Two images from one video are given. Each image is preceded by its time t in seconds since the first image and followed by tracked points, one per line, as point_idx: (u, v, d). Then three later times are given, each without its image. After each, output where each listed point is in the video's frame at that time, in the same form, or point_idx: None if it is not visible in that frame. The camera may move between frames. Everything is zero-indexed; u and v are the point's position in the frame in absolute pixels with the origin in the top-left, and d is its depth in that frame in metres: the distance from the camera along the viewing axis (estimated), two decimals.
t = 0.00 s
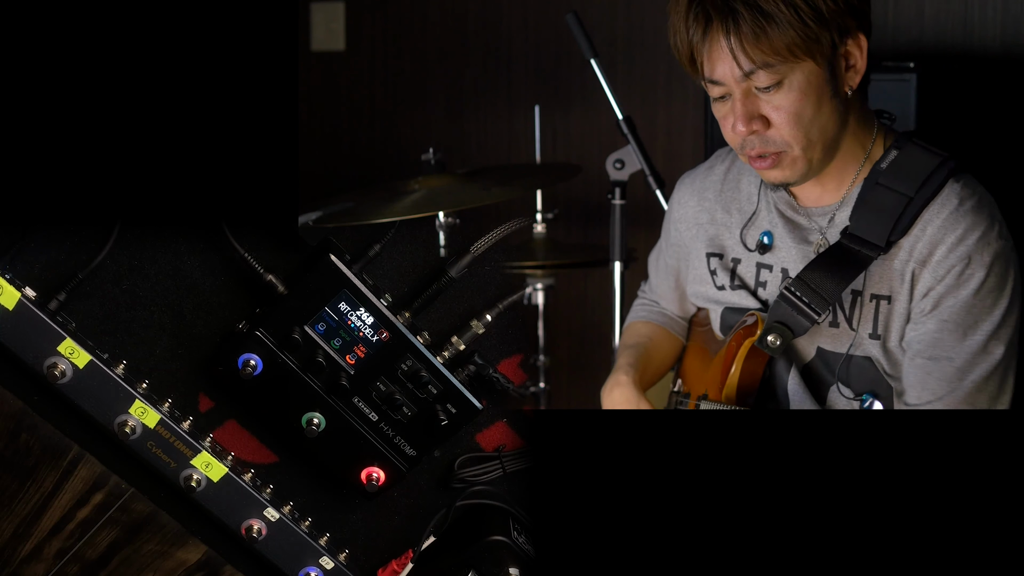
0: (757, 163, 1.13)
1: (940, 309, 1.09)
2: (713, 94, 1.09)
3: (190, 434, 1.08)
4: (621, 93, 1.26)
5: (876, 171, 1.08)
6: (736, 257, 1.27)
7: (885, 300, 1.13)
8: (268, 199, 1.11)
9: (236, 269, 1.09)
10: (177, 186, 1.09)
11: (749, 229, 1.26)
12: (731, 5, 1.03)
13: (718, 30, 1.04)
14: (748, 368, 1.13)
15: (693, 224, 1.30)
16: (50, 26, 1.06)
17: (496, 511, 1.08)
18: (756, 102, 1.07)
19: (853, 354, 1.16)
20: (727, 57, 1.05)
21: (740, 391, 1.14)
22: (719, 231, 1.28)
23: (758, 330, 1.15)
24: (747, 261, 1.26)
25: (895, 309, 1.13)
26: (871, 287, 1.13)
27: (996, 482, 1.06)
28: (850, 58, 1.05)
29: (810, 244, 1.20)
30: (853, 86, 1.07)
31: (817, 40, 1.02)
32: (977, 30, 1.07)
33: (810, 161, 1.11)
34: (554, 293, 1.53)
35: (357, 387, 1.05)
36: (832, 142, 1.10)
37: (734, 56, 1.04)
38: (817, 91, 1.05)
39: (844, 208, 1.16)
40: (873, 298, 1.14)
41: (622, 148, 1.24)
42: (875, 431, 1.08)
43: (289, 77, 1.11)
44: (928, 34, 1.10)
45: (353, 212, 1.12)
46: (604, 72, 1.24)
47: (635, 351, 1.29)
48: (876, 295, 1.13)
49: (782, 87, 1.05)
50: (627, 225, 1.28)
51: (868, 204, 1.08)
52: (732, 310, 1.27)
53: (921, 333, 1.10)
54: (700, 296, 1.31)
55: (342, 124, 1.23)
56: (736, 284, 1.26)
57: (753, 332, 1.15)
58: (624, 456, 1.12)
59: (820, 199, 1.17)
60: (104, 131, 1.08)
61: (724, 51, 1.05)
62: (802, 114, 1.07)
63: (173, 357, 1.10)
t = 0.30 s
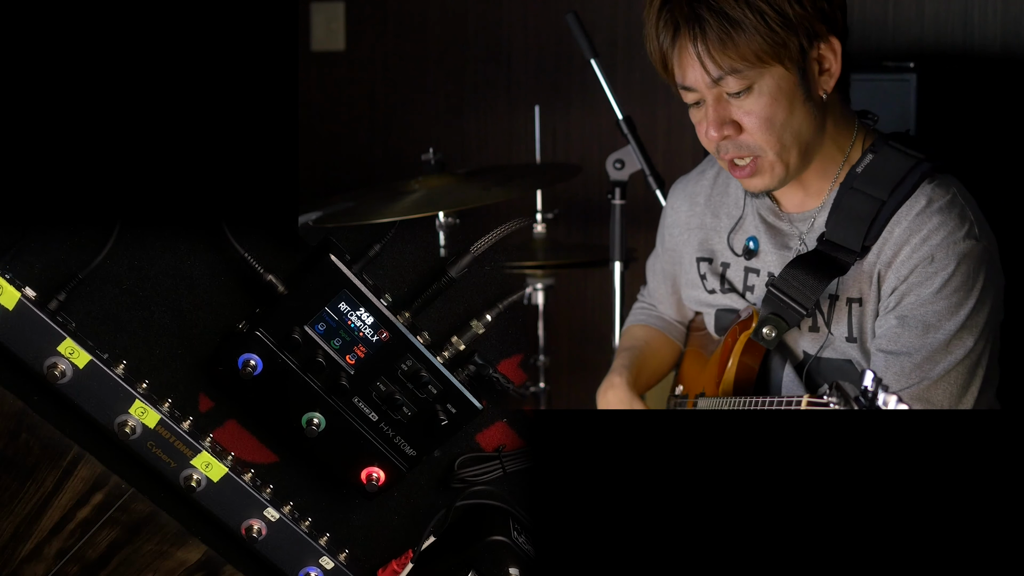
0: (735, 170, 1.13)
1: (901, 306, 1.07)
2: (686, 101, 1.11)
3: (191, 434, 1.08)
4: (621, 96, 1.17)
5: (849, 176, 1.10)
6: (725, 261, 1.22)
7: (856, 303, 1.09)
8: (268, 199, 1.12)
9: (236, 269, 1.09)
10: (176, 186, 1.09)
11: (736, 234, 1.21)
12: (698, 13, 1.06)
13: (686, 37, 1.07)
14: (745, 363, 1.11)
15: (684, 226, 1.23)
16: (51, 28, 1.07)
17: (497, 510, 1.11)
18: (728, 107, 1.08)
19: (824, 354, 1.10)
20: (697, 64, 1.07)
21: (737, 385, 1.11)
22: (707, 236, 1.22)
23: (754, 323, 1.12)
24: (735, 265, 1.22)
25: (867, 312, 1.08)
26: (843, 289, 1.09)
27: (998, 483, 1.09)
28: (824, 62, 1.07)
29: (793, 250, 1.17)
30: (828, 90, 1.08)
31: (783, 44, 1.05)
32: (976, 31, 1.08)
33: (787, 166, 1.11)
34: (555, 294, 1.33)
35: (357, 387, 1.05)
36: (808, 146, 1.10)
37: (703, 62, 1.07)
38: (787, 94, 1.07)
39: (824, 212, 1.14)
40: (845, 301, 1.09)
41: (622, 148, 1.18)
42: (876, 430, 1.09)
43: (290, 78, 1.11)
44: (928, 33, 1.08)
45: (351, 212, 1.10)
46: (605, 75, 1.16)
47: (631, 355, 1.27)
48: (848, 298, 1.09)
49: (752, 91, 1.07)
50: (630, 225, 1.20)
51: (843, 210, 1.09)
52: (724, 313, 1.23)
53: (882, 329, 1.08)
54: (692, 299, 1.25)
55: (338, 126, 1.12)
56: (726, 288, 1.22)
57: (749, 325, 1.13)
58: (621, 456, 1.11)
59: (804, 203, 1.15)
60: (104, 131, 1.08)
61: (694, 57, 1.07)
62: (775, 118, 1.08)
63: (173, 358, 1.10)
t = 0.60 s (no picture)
0: (730, 169, 1.13)
1: (912, 312, 1.07)
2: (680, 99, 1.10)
3: (190, 434, 1.08)
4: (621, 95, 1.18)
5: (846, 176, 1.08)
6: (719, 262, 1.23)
7: (858, 305, 1.09)
8: (269, 198, 1.12)
9: (237, 269, 1.09)
10: (176, 186, 1.10)
11: (729, 235, 1.22)
12: (693, 10, 1.05)
13: (681, 34, 1.06)
14: (737, 365, 1.11)
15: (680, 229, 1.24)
16: (51, 28, 1.07)
17: (496, 511, 1.11)
18: (722, 105, 1.08)
19: (824, 355, 1.11)
20: (691, 61, 1.06)
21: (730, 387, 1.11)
22: (701, 237, 1.23)
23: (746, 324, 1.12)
24: (730, 267, 1.22)
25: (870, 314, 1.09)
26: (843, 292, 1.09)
27: (997, 481, 1.09)
28: (817, 60, 1.07)
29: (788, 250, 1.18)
30: (822, 87, 1.08)
31: (778, 42, 1.05)
32: (976, 31, 1.07)
33: (781, 164, 1.12)
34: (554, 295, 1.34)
35: (357, 387, 1.05)
36: (802, 144, 1.11)
37: (698, 59, 1.06)
38: (781, 92, 1.07)
39: (818, 212, 1.14)
40: (846, 304, 1.09)
41: (622, 148, 1.17)
42: (874, 430, 1.09)
43: (290, 79, 1.11)
44: (928, 33, 1.08)
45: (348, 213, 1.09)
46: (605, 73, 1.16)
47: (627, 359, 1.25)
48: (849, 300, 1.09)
49: (747, 88, 1.07)
50: (628, 225, 1.20)
51: (839, 211, 1.08)
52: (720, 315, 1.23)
53: (896, 337, 1.07)
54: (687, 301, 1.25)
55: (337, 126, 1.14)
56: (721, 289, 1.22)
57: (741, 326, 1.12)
58: (621, 456, 1.10)
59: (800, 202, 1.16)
60: (104, 131, 1.08)
61: (689, 54, 1.06)
62: (769, 116, 1.08)
63: (173, 357, 1.10)
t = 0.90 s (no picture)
0: (731, 171, 1.14)
1: (925, 313, 1.08)
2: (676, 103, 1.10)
3: (191, 434, 1.08)
4: (620, 94, 1.23)
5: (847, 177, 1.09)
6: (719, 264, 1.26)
7: (865, 306, 1.12)
8: (269, 197, 1.11)
9: (237, 269, 1.09)
10: (176, 186, 1.09)
11: (729, 237, 1.25)
12: (683, 16, 1.03)
13: (672, 41, 1.04)
14: (739, 365, 1.16)
15: (680, 232, 1.28)
16: (50, 26, 1.06)
17: (496, 511, 1.11)
18: (717, 110, 1.08)
19: (830, 355, 1.16)
20: (684, 68, 1.06)
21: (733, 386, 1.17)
22: (701, 240, 1.27)
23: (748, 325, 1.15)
24: (731, 269, 1.25)
25: (878, 313, 1.11)
26: (851, 293, 1.12)
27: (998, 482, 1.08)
28: (813, 61, 1.06)
29: (788, 251, 1.19)
30: (817, 89, 1.08)
31: (770, 46, 1.03)
32: (977, 31, 1.06)
33: (780, 165, 1.12)
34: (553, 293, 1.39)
35: (357, 387, 1.05)
36: (799, 145, 1.11)
37: (690, 66, 1.05)
38: (776, 96, 1.07)
39: (820, 214, 1.15)
40: (854, 304, 1.12)
41: (622, 148, 1.20)
42: (875, 430, 1.09)
43: (289, 78, 1.11)
44: (928, 33, 1.07)
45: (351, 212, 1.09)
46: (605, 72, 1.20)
47: (627, 362, 1.26)
48: (857, 301, 1.12)
49: (741, 93, 1.07)
50: (628, 225, 1.24)
51: (843, 212, 1.09)
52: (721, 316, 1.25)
53: (911, 339, 1.09)
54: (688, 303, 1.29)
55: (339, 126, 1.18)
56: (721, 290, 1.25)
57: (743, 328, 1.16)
58: (622, 456, 1.10)
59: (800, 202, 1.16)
60: (104, 131, 1.08)
61: (681, 61, 1.05)
62: (765, 120, 1.08)
63: (173, 357, 1.10)
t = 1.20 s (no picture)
0: (755, 164, 1.09)
1: (919, 314, 1.06)
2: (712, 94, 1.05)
3: (191, 434, 1.08)
4: (620, 94, 1.23)
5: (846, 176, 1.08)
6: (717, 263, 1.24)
7: (859, 305, 1.09)
8: (269, 197, 1.11)
9: (237, 270, 1.09)
10: (177, 186, 1.09)
11: (725, 237, 1.24)
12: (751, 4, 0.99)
13: (734, 30, 1.00)
14: (736, 363, 1.12)
15: (678, 230, 1.27)
16: (50, 26, 1.06)
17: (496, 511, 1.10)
18: (762, 103, 1.03)
19: (822, 355, 1.12)
20: (737, 57, 1.01)
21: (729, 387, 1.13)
22: (699, 238, 1.25)
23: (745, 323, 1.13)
24: (728, 268, 1.23)
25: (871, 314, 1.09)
26: (843, 293, 1.10)
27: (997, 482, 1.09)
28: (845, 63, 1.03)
29: (785, 251, 1.19)
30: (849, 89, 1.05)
31: (829, 45, 0.99)
32: (976, 30, 1.08)
33: (808, 161, 1.09)
34: (553, 293, 1.40)
35: (357, 387, 1.05)
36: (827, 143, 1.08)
37: (745, 55, 1.00)
38: (821, 93, 1.03)
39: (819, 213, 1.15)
40: (847, 304, 1.10)
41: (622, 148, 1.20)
42: (877, 431, 1.08)
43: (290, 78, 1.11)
44: (928, 33, 1.09)
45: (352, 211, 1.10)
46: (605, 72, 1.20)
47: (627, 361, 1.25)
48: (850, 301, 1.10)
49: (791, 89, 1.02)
50: (627, 225, 1.24)
51: (838, 211, 1.07)
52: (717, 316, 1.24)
53: (903, 341, 1.06)
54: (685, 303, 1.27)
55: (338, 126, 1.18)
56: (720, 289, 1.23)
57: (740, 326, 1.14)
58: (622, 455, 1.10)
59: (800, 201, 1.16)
60: (104, 130, 1.08)
61: (736, 50, 1.01)
62: (808, 117, 1.04)
63: (173, 357, 1.10)
